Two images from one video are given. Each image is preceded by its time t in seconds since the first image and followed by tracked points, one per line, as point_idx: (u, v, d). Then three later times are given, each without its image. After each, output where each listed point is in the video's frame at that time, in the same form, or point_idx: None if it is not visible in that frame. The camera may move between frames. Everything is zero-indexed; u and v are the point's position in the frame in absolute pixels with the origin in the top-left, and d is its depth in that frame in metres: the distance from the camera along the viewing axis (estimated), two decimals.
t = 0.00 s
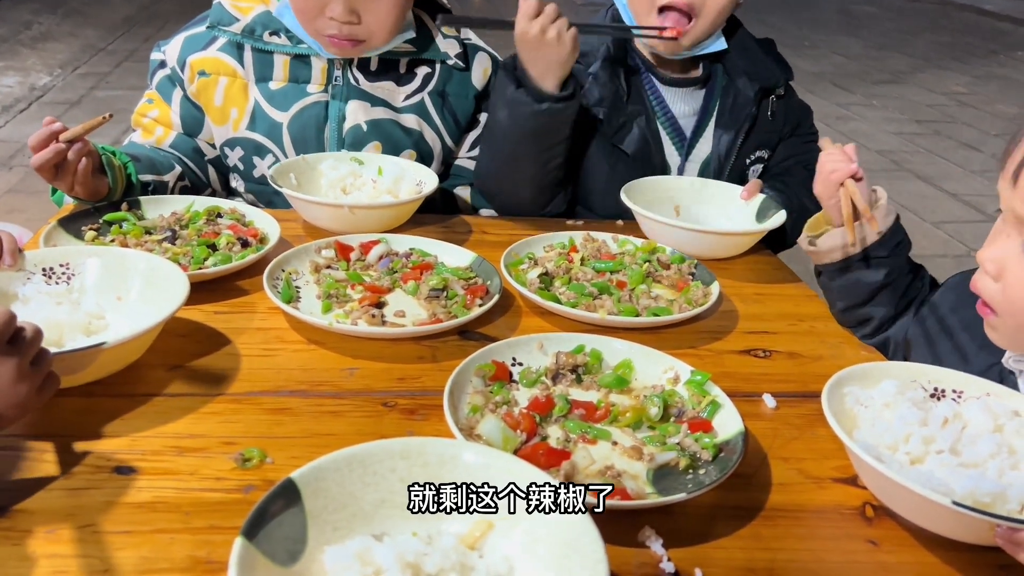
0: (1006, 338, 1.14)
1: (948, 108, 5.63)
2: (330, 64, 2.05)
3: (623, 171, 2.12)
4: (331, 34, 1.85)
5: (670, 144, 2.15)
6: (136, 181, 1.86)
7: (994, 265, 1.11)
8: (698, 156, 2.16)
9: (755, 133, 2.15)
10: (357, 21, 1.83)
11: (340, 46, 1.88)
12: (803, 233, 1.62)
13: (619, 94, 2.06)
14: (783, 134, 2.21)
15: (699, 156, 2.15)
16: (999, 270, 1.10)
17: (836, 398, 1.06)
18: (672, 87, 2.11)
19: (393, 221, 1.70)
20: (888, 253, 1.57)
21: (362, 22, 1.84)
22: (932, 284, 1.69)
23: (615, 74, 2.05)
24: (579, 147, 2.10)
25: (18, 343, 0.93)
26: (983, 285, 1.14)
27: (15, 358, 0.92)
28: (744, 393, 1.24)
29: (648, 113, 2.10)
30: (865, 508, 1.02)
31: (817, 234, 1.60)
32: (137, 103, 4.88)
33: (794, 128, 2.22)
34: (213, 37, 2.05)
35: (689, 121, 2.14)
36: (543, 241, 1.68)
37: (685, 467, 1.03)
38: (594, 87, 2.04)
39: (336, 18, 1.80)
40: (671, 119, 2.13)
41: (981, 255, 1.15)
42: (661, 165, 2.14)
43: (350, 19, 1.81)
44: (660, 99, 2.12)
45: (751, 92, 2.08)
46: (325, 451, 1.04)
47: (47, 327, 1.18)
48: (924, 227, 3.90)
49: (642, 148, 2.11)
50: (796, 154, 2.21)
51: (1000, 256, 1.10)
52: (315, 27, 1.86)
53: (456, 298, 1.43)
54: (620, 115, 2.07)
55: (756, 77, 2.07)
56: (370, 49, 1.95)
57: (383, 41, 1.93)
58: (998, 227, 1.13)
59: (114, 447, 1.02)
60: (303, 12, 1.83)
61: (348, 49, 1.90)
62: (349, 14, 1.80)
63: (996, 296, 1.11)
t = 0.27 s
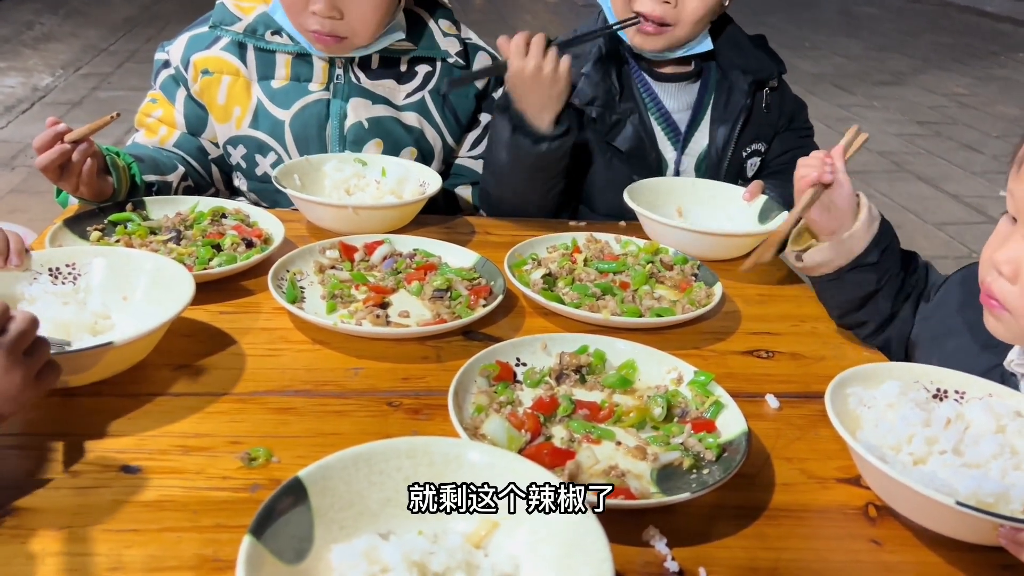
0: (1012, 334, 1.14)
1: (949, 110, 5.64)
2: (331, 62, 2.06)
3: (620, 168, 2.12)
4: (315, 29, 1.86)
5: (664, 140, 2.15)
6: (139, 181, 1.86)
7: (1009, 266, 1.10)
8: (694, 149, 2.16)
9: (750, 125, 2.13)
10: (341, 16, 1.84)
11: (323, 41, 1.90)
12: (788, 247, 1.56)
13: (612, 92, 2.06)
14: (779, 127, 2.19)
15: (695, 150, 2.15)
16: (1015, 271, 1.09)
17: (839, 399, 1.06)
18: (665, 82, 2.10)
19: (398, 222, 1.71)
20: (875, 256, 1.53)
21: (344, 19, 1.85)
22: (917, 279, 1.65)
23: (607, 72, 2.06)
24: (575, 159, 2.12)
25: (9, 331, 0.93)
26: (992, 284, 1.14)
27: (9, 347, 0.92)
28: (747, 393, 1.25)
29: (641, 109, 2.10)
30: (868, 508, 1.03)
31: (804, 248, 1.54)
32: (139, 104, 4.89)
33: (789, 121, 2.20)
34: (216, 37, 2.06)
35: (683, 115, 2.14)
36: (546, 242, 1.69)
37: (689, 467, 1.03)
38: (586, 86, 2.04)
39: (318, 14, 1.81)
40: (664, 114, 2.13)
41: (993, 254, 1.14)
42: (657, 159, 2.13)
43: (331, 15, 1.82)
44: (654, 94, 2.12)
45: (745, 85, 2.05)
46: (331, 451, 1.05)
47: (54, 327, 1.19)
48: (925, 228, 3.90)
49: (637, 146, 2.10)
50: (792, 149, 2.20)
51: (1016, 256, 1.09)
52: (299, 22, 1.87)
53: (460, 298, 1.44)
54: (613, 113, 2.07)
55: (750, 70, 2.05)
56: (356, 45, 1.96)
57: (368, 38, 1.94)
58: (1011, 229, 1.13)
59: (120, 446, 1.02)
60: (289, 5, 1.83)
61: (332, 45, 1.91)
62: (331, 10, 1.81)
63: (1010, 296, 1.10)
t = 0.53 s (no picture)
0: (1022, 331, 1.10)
1: (952, 112, 5.64)
2: (335, 65, 2.07)
3: (621, 169, 2.14)
4: (312, 36, 1.87)
5: (666, 140, 2.14)
6: (146, 181, 1.88)
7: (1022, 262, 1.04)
8: (697, 147, 2.15)
9: (753, 125, 2.13)
10: (335, 23, 1.84)
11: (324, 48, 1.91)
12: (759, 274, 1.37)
13: (612, 93, 2.05)
14: (781, 127, 2.20)
15: (698, 149, 2.14)
16: None
17: (846, 399, 1.06)
18: (665, 81, 2.10)
19: (404, 223, 1.72)
20: (855, 267, 1.35)
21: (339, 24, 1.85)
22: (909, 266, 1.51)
23: (607, 73, 2.03)
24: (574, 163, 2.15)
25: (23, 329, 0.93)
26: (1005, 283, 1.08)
27: (23, 346, 0.92)
28: (754, 394, 1.25)
29: (641, 110, 2.09)
30: (875, 507, 1.03)
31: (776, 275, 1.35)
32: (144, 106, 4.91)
33: (792, 121, 2.21)
34: (220, 39, 2.07)
35: (685, 115, 2.14)
36: (552, 243, 1.69)
37: (697, 467, 1.04)
38: (586, 87, 2.02)
39: (312, 21, 1.82)
40: (665, 113, 2.12)
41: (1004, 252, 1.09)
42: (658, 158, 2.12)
43: (326, 22, 1.82)
44: (655, 95, 2.11)
45: (747, 84, 2.06)
46: (340, 450, 1.05)
47: (65, 327, 1.20)
48: (928, 231, 3.90)
49: (637, 147, 2.10)
50: (794, 149, 2.21)
51: None
52: (297, 29, 1.88)
53: (467, 298, 1.45)
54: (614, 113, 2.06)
55: (752, 70, 2.06)
56: (355, 47, 1.96)
57: (364, 40, 1.94)
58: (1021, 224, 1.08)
59: (131, 445, 1.03)
60: (285, 11, 1.84)
61: (328, 50, 1.93)
62: (324, 17, 1.81)
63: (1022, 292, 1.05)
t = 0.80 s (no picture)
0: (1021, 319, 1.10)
1: (955, 115, 5.64)
2: (335, 70, 2.08)
3: (624, 173, 2.14)
4: (307, 43, 1.88)
5: (670, 144, 2.15)
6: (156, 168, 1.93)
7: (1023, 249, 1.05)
8: (701, 152, 2.15)
9: (758, 129, 2.14)
10: (330, 29, 1.84)
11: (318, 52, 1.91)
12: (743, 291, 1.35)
13: (615, 97, 2.03)
14: (786, 131, 2.20)
15: (702, 153, 2.14)
16: None
17: (849, 403, 1.07)
18: (669, 85, 2.10)
19: (409, 225, 1.72)
20: (841, 269, 1.33)
21: (333, 30, 1.85)
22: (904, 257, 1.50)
23: (610, 77, 2.02)
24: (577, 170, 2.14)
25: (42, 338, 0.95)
26: (1002, 269, 1.09)
27: (40, 353, 0.93)
28: (757, 397, 1.26)
29: (644, 113, 2.08)
30: (879, 510, 1.03)
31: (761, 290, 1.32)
32: (149, 109, 4.93)
33: (796, 125, 2.22)
34: (219, 46, 2.08)
35: (689, 118, 2.14)
36: (556, 246, 1.70)
37: (701, 469, 1.04)
38: (590, 92, 2.01)
39: (307, 28, 1.82)
40: (667, 117, 2.12)
41: (1001, 239, 1.09)
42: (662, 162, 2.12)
43: (320, 29, 1.82)
44: (658, 98, 2.11)
45: (752, 88, 2.07)
46: (346, 451, 1.06)
47: (75, 328, 1.21)
48: (931, 234, 3.90)
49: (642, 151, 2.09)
50: (799, 153, 2.22)
51: None
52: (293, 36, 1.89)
53: (472, 301, 1.45)
54: (616, 118, 2.05)
55: (757, 73, 2.07)
56: (350, 53, 1.96)
57: (361, 46, 1.95)
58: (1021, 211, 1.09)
59: (138, 446, 1.04)
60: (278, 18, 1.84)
61: (323, 56, 1.93)
62: (319, 24, 1.81)
63: (1022, 280, 1.06)
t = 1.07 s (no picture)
0: (1015, 313, 1.09)
1: (958, 119, 5.64)
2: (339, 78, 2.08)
3: (628, 178, 2.15)
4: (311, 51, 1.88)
5: (674, 150, 2.15)
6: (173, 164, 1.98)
7: (1012, 251, 1.03)
8: (705, 159, 2.16)
9: (764, 136, 2.14)
10: (335, 38, 1.84)
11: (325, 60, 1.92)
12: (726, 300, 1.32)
13: (618, 104, 2.05)
14: (791, 138, 2.20)
15: (707, 159, 2.16)
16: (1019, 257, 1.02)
17: (850, 407, 1.07)
18: (672, 91, 2.10)
19: (413, 229, 1.73)
20: (824, 269, 1.33)
21: (338, 40, 1.85)
22: (893, 249, 1.48)
23: (613, 84, 2.03)
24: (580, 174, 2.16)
25: (53, 344, 0.94)
26: (995, 268, 1.07)
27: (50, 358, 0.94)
28: (760, 400, 1.26)
29: (648, 119, 2.09)
30: (881, 513, 1.04)
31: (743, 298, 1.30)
32: (153, 112, 4.95)
33: (801, 131, 2.21)
34: (224, 51, 2.09)
35: (694, 124, 2.14)
36: (559, 249, 1.71)
37: (704, 472, 1.05)
38: (592, 99, 2.03)
39: (311, 36, 1.81)
40: (672, 123, 2.13)
41: (991, 239, 1.07)
42: (665, 168, 2.14)
43: (324, 37, 1.82)
44: (662, 105, 2.11)
45: (758, 96, 2.07)
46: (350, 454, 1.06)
47: (83, 329, 1.22)
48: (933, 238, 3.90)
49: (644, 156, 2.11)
50: (801, 162, 2.22)
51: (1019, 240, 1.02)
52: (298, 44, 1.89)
53: (475, 304, 1.46)
54: (620, 124, 2.06)
55: (763, 80, 2.07)
56: (356, 61, 1.97)
57: (366, 54, 1.95)
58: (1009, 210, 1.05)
59: (144, 448, 1.04)
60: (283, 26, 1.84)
61: (327, 64, 1.94)
62: (323, 32, 1.81)
63: (1014, 281, 1.04)
